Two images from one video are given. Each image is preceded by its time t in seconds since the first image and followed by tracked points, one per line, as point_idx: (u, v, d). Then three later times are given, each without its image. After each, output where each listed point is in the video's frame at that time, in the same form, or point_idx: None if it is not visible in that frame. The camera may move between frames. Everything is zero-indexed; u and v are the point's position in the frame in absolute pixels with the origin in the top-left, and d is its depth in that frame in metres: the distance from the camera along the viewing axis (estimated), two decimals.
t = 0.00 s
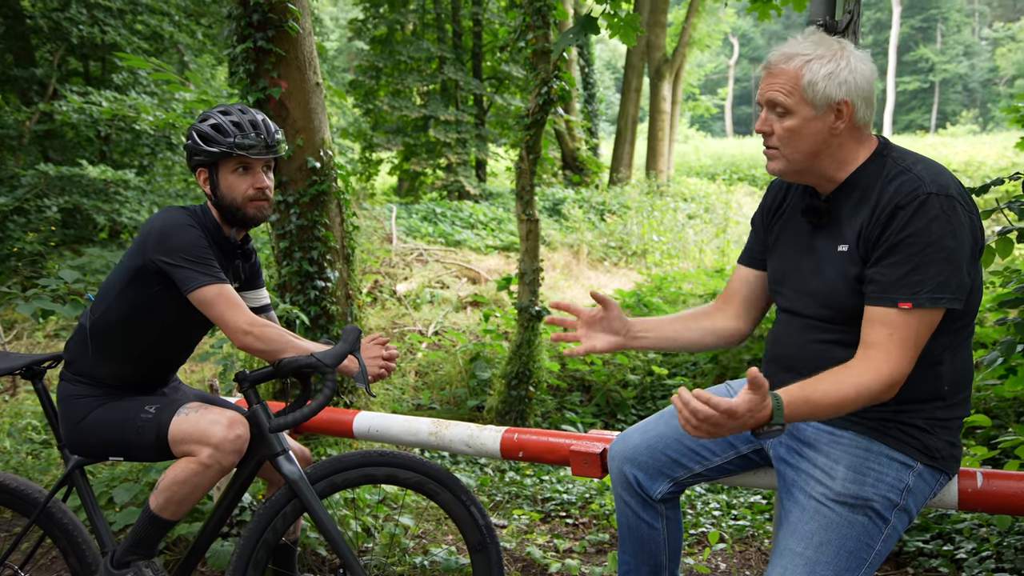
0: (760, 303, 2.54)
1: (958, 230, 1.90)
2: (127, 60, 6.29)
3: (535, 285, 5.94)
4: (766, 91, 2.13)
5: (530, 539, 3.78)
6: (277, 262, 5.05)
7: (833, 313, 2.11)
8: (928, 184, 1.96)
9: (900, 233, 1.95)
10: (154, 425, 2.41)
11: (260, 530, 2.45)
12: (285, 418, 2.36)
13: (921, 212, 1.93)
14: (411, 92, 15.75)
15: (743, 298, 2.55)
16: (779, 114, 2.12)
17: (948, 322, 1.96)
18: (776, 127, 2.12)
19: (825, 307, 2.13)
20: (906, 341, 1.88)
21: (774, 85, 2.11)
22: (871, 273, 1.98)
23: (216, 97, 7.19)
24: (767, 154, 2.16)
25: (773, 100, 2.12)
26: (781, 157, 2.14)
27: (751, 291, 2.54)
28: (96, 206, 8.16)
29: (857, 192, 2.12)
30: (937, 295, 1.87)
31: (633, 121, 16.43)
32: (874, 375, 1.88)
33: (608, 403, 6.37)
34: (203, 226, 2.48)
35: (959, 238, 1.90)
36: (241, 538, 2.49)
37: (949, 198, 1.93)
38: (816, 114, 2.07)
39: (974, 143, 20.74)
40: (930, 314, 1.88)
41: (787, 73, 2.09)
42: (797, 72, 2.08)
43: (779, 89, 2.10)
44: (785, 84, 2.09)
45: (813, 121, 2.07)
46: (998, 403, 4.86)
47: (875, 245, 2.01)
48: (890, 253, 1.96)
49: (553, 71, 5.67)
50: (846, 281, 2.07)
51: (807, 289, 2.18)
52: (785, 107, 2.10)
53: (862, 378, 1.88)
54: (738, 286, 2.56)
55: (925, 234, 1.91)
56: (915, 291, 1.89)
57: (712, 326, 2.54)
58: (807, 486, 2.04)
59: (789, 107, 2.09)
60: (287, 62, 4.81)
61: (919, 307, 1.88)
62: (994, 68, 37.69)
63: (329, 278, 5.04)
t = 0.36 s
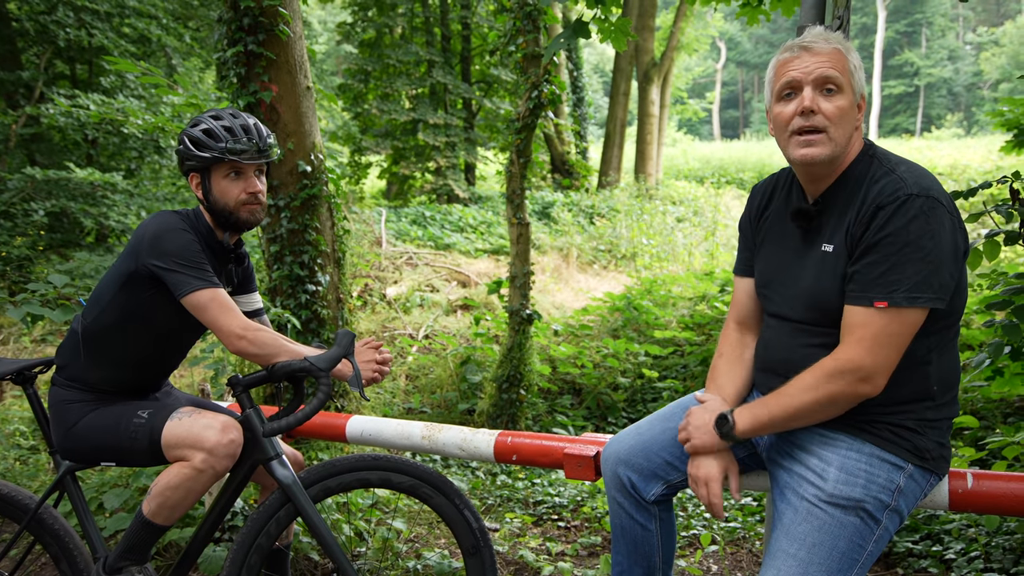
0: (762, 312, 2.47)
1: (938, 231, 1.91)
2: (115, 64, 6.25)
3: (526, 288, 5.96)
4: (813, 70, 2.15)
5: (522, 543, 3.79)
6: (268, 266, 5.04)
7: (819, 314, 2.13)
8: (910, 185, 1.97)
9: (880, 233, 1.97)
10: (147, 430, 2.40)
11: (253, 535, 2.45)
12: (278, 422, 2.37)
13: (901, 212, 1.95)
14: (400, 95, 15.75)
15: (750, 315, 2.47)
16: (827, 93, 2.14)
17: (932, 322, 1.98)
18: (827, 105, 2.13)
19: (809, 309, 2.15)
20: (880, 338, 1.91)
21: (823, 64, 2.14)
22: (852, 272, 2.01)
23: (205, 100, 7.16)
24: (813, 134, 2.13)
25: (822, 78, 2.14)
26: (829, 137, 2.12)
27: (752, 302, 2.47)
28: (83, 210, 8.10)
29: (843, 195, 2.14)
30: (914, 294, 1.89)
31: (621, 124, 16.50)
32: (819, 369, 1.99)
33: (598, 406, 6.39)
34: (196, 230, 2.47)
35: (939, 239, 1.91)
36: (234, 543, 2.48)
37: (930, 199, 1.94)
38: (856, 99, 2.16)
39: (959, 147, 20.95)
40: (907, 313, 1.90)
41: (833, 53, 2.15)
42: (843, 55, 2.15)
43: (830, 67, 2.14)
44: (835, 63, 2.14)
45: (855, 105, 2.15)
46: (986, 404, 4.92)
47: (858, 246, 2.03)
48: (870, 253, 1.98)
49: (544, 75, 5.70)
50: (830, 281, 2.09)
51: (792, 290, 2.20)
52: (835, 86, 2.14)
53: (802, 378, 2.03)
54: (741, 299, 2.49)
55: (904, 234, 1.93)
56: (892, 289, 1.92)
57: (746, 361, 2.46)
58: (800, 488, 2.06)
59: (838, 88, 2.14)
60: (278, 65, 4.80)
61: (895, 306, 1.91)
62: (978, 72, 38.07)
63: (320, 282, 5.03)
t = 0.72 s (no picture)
0: (749, 313, 2.51)
1: (925, 230, 1.95)
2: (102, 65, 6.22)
3: (516, 291, 5.98)
4: (796, 78, 2.18)
5: (514, 544, 3.80)
6: (258, 269, 5.04)
7: (808, 316, 2.16)
8: (897, 187, 2.01)
9: (868, 234, 2.01)
10: (140, 433, 2.40)
11: (247, 538, 2.45)
12: (273, 424, 2.38)
13: (889, 213, 1.99)
14: (387, 97, 15.73)
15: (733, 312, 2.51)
16: (811, 100, 2.17)
17: (919, 322, 2.02)
18: (812, 112, 2.16)
19: (799, 311, 2.18)
20: (872, 339, 1.95)
21: (806, 72, 2.18)
22: (842, 274, 2.04)
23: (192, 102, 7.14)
24: (800, 141, 2.16)
25: (805, 85, 2.17)
26: (815, 144, 2.15)
27: (739, 304, 2.50)
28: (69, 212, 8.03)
29: (830, 197, 2.17)
30: (903, 295, 1.93)
31: (609, 127, 16.56)
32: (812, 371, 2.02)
33: (588, 407, 6.42)
34: (189, 232, 2.48)
35: (926, 238, 1.95)
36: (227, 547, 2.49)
37: (917, 200, 1.98)
38: (839, 103, 2.20)
39: (942, 149, 21.16)
40: (897, 313, 1.94)
41: (815, 60, 2.19)
42: (825, 61, 2.19)
43: (813, 74, 2.17)
44: (818, 70, 2.18)
45: (838, 109, 2.19)
46: (971, 404, 4.98)
47: (847, 247, 2.07)
48: (860, 254, 2.01)
49: (533, 79, 5.73)
50: (819, 283, 2.13)
51: (782, 293, 2.23)
52: (819, 93, 2.17)
53: (796, 378, 2.05)
54: (726, 301, 2.52)
55: (892, 235, 1.96)
56: (882, 290, 1.95)
57: (736, 359, 2.48)
58: (793, 487, 2.09)
59: (822, 94, 2.18)
60: (268, 68, 4.80)
61: (885, 307, 1.94)
62: (961, 76, 38.45)
63: (310, 284, 5.03)
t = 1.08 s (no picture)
0: (745, 315, 2.53)
1: (921, 237, 1.98)
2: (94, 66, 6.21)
3: (511, 292, 6.00)
4: (776, 98, 2.19)
5: (512, 543, 3.82)
6: (253, 270, 5.03)
7: (805, 320, 2.18)
8: (892, 193, 2.03)
9: (864, 242, 2.03)
10: (141, 433, 2.41)
11: (247, 538, 2.45)
12: (274, 424, 2.38)
13: (884, 220, 2.01)
14: (380, 98, 15.73)
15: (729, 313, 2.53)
16: (794, 118, 2.19)
17: (916, 325, 2.04)
18: (795, 131, 2.18)
19: (795, 317, 2.20)
20: (870, 344, 1.97)
21: (785, 90, 2.19)
22: (838, 281, 2.06)
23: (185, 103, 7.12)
24: (787, 161, 2.19)
25: (786, 104, 2.19)
26: (802, 161, 2.18)
27: (735, 306, 2.52)
28: (61, 213, 7.97)
29: (825, 204, 2.19)
30: (900, 301, 1.95)
31: (601, 128, 16.61)
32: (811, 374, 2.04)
33: (583, 408, 6.44)
34: (189, 234, 2.48)
35: (922, 245, 1.97)
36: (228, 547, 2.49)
37: (913, 206, 2.00)
38: (823, 114, 2.21)
39: (931, 151, 21.30)
40: (894, 319, 1.96)
41: (794, 77, 2.19)
42: (804, 76, 2.20)
43: (792, 92, 2.18)
44: (797, 87, 2.19)
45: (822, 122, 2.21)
46: (962, 403, 5.04)
47: (844, 254, 2.09)
48: (856, 261, 2.04)
49: (528, 80, 5.76)
50: (815, 289, 2.15)
51: (778, 298, 2.25)
52: (801, 110, 2.19)
53: (795, 382, 2.07)
54: (723, 303, 2.54)
55: (889, 242, 1.99)
56: (879, 297, 1.97)
57: (734, 360, 2.50)
58: (791, 485, 2.11)
59: (804, 110, 2.19)
60: (263, 69, 4.80)
61: (882, 313, 1.96)
62: (949, 78, 38.72)
63: (305, 285, 5.03)
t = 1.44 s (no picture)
0: (750, 309, 2.54)
1: (935, 234, 1.99)
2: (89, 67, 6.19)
3: (508, 292, 6.01)
4: (788, 77, 2.21)
5: (511, 543, 3.82)
6: (250, 271, 5.02)
7: (817, 314, 2.19)
8: (906, 190, 2.05)
9: (879, 238, 2.04)
10: (142, 434, 2.40)
11: (249, 539, 2.45)
12: (275, 425, 2.37)
13: (900, 217, 2.02)
14: (374, 99, 15.72)
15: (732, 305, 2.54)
16: (798, 102, 2.20)
17: (928, 321, 2.05)
18: (794, 113, 2.19)
19: (806, 310, 2.21)
20: (888, 341, 1.98)
21: (799, 73, 2.20)
22: (852, 277, 2.07)
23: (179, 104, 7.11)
24: (776, 141, 2.22)
25: (793, 86, 2.20)
26: (790, 145, 2.20)
27: (740, 300, 2.53)
28: (54, 215, 7.93)
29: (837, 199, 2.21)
30: (918, 297, 1.96)
31: (595, 129, 16.63)
32: (843, 368, 1.99)
33: (580, 407, 6.44)
34: (190, 234, 2.48)
35: (937, 242, 1.99)
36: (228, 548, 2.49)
37: (927, 203, 2.02)
38: (832, 109, 2.18)
39: (923, 151, 21.38)
40: (911, 315, 1.97)
41: (812, 62, 2.20)
42: (823, 65, 2.19)
43: (805, 76, 2.19)
44: (811, 73, 2.19)
45: (829, 114, 2.18)
46: (958, 401, 5.06)
47: (857, 249, 2.10)
48: (871, 257, 2.04)
49: (524, 80, 5.77)
50: (827, 283, 2.16)
51: (788, 290, 2.26)
52: (808, 95, 2.18)
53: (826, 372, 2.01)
54: (728, 297, 2.55)
55: (905, 238, 2.00)
56: (897, 293, 1.98)
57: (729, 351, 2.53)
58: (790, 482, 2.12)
59: (810, 97, 2.18)
60: (260, 70, 4.80)
61: (901, 309, 1.97)
62: (941, 78, 38.91)
63: (303, 286, 5.02)
